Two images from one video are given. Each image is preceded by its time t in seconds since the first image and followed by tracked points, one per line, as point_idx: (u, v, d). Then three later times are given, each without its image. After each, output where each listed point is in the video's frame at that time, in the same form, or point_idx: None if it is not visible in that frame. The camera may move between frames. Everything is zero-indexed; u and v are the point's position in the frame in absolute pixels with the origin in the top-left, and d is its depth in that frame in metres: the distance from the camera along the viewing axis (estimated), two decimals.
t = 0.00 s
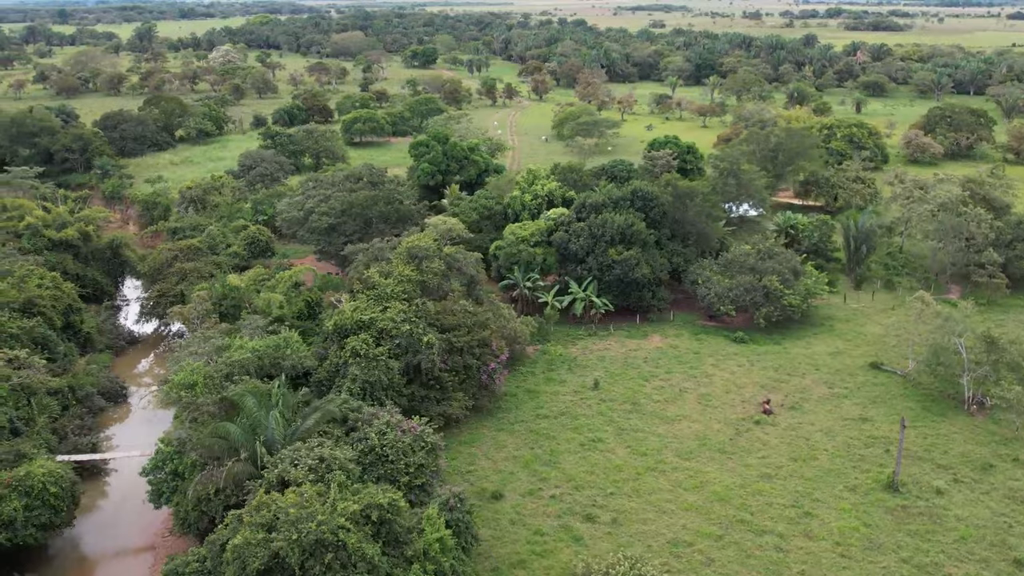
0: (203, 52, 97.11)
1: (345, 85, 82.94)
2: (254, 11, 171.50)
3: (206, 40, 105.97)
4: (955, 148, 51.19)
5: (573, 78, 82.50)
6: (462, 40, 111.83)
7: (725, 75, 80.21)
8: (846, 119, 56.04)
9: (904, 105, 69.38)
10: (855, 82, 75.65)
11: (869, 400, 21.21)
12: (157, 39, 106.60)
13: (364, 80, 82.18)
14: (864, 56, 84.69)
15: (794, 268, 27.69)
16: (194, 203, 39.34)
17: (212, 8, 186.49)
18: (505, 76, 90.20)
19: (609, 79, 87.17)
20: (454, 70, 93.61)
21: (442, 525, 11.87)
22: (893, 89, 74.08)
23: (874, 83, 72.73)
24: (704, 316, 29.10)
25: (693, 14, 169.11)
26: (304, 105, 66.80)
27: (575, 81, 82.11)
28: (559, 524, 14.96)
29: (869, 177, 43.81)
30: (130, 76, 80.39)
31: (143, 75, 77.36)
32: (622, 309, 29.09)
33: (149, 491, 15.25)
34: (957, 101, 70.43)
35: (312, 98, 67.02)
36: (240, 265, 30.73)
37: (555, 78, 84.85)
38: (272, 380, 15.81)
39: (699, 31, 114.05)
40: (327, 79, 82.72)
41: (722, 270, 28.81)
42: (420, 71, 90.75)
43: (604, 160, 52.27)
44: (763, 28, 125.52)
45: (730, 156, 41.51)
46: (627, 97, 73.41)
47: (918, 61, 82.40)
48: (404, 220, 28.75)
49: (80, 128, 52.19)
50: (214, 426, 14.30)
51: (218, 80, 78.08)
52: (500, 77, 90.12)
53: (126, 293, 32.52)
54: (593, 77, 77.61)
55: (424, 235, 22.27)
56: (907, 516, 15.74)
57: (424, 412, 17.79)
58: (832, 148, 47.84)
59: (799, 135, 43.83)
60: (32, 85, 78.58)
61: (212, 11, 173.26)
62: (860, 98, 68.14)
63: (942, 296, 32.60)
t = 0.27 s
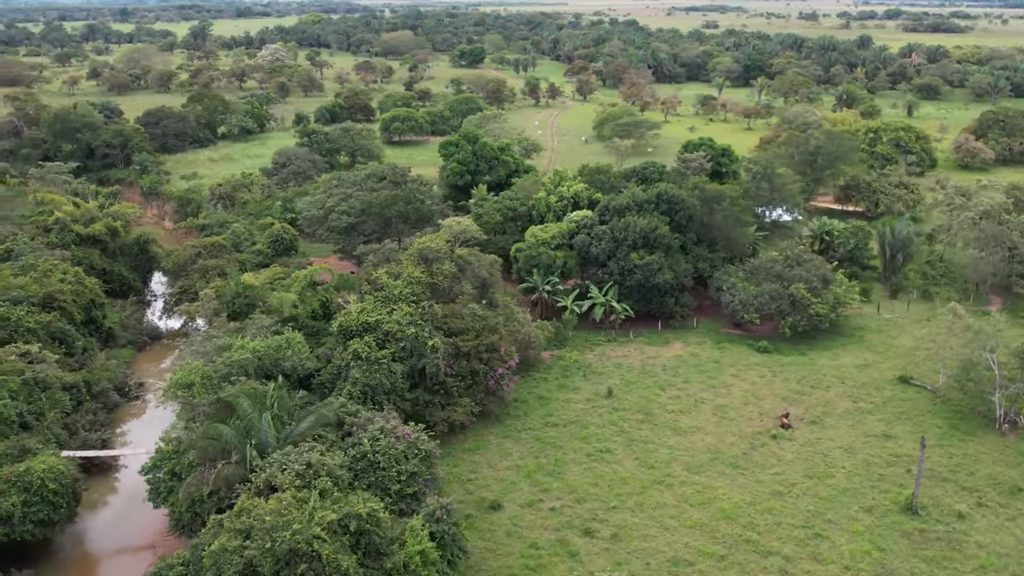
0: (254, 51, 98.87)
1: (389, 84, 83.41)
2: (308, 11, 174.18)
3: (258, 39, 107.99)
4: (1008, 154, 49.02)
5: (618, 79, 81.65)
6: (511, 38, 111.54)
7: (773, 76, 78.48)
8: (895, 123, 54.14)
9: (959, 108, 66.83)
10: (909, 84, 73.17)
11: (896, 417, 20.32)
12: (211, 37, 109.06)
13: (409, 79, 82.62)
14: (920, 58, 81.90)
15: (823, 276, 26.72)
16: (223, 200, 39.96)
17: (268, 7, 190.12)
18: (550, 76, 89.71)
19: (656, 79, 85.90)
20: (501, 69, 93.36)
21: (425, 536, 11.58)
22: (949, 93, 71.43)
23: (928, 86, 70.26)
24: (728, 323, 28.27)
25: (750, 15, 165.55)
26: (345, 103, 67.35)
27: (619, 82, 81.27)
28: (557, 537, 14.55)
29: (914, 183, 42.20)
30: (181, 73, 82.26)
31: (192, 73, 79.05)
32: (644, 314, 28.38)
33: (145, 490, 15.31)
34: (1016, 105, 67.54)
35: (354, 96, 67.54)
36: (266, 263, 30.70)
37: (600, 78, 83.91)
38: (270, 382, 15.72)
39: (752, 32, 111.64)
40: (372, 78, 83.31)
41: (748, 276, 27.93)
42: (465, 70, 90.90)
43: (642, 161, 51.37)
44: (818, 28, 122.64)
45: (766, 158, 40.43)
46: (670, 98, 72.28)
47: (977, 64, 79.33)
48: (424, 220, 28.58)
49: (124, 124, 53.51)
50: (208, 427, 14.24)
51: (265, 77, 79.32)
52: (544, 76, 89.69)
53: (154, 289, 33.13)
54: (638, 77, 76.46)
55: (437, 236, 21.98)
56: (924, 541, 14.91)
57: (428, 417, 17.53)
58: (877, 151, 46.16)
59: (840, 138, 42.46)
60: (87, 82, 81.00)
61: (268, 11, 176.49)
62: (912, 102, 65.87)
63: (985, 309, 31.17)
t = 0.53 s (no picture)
0: (300, 49, 100.16)
1: (430, 83, 83.56)
2: (356, 11, 175.91)
3: (305, 38, 109.35)
4: None
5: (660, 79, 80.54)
6: (557, 37, 110.82)
7: (819, 78, 76.52)
8: (944, 127, 52.18)
9: (1014, 113, 64.16)
10: (962, 87, 70.54)
11: (918, 434, 19.43)
12: (261, 36, 110.85)
13: (450, 78, 82.70)
14: (975, 60, 78.91)
15: (849, 285, 25.78)
16: (248, 197, 40.37)
17: (318, 7, 192.65)
18: (593, 76, 88.94)
19: (700, 80, 84.41)
20: (545, 69, 92.77)
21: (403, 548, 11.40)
22: (1004, 96, 68.61)
23: (981, 89, 67.61)
24: (749, 332, 27.47)
25: (804, 15, 161.90)
26: (383, 102, 67.62)
27: (661, 82, 80.13)
28: (549, 551, 14.14)
29: (957, 188, 40.55)
30: (226, 71, 83.66)
31: (236, 71, 80.27)
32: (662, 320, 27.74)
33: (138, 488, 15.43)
34: None
35: (392, 95, 67.76)
36: (287, 260, 30.46)
37: (644, 78, 82.74)
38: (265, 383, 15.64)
39: (803, 32, 109.09)
40: (414, 77, 83.46)
41: (770, 283, 27.09)
42: (508, 70, 90.71)
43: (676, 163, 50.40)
44: (872, 29, 119.29)
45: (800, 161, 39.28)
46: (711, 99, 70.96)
47: None
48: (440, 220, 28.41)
49: (163, 121, 54.41)
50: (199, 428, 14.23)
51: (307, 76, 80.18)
52: (587, 77, 88.91)
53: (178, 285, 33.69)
54: (681, 77, 75.21)
55: (446, 238, 21.70)
56: (936, 568, 14.17)
57: (427, 423, 17.27)
58: (920, 155, 44.45)
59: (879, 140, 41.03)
60: (136, 79, 82.99)
61: (320, 10, 178.87)
62: (964, 105, 63.45)
63: None
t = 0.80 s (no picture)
0: (338, 46, 100.81)
1: (464, 81, 83.34)
2: (397, 9, 176.59)
3: (344, 35, 110.07)
4: None
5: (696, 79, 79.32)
6: (595, 36, 109.95)
7: (860, 78, 74.58)
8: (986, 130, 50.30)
9: None
10: (1009, 89, 68.00)
11: (931, 450, 18.64)
12: (301, 33, 111.96)
13: (484, 77, 82.42)
14: None
15: (865, 292, 24.90)
16: (265, 193, 40.49)
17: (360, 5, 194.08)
18: (629, 75, 87.93)
19: (737, 80, 82.96)
20: (580, 68, 92.00)
21: (367, 559, 11.26)
22: None
23: None
24: (762, 339, 26.70)
25: (851, 15, 158.27)
26: (414, 100, 67.60)
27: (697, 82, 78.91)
28: (530, 564, 13.78)
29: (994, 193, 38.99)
30: (263, 68, 84.52)
31: (272, 68, 81.04)
32: (671, 325, 27.12)
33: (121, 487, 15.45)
34: None
35: (423, 93, 67.69)
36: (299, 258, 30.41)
37: (679, 78, 81.55)
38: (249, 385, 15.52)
39: (847, 32, 106.57)
40: (448, 75, 83.33)
41: (784, 289, 26.29)
42: (544, 68, 90.18)
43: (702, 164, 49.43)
44: (920, 29, 115.97)
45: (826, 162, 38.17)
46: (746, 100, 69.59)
47: None
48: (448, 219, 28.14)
49: (190, 116, 54.94)
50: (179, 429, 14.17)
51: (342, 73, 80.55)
52: (623, 75, 87.90)
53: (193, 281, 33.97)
54: (717, 77, 73.87)
55: (444, 240, 21.39)
56: None
57: (417, 428, 16.97)
58: (956, 158, 42.86)
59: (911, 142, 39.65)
60: (175, 75, 84.30)
61: (363, 8, 180.07)
62: (1010, 108, 61.16)
63: None
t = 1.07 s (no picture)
0: (367, 44, 101.04)
1: (490, 80, 82.89)
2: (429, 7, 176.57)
3: (374, 34, 110.32)
4: None
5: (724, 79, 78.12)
6: (625, 35, 108.86)
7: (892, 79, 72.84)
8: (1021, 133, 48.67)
9: None
10: None
11: (934, 465, 17.95)
12: (331, 31, 112.50)
13: (510, 75, 81.91)
14: None
15: (873, 300, 24.18)
16: (275, 191, 40.55)
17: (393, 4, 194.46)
18: (658, 74, 86.90)
19: (767, 80, 81.53)
20: (608, 67, 91.14)
21: (321, 570, 11.41)
22: None
23: None
24: (768, 346, 26.02)
25: (890, 15, 154.97)
26: (437, 98, 67.33)
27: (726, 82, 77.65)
28: None
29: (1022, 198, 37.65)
30: (291, 65, 84.90)
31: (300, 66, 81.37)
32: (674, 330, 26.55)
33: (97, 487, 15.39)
34: None
35: (445, 92, 67.40)
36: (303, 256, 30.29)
37: (708, 77, 80.37)
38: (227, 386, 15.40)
39: (883, 32, 104.30)
40: (475, 74, 82.99)
41: (791, 295, 25.59)
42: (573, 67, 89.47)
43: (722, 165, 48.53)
44: (960, 30, 113.02)
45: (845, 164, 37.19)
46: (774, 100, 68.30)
47: None
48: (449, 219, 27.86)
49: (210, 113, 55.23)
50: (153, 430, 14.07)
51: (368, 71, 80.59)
52: (651, 75, 86.85)
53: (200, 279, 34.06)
54: (745, 77, 72.61)
55: (436, 241, 21.10)
56: None
57: (400, 432, 16.70)
58: (983, 161, 41.50)
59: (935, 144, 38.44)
60: (204, 73, 85.08)
61: (396, 7, 180.45)
62: None
63: None
